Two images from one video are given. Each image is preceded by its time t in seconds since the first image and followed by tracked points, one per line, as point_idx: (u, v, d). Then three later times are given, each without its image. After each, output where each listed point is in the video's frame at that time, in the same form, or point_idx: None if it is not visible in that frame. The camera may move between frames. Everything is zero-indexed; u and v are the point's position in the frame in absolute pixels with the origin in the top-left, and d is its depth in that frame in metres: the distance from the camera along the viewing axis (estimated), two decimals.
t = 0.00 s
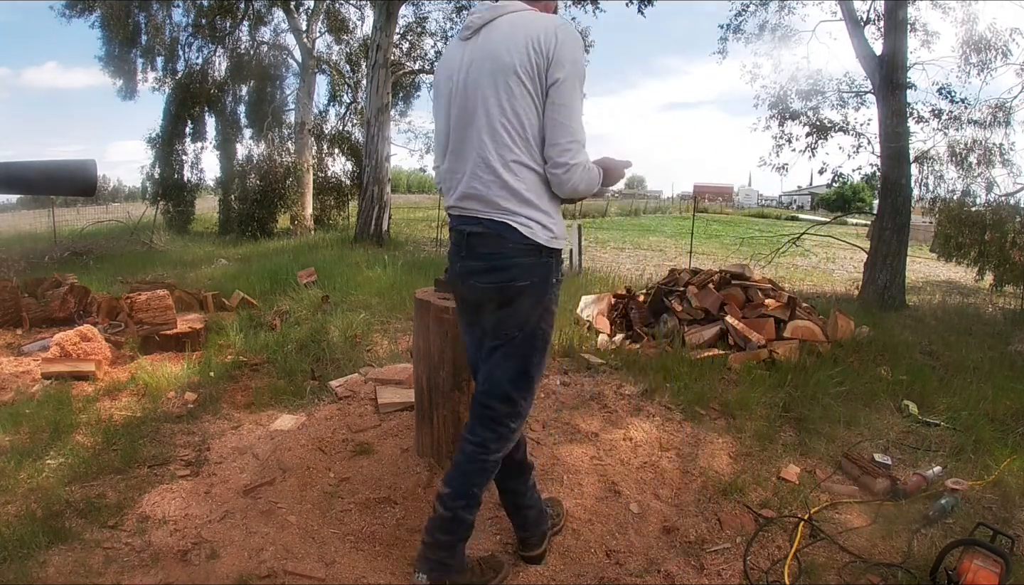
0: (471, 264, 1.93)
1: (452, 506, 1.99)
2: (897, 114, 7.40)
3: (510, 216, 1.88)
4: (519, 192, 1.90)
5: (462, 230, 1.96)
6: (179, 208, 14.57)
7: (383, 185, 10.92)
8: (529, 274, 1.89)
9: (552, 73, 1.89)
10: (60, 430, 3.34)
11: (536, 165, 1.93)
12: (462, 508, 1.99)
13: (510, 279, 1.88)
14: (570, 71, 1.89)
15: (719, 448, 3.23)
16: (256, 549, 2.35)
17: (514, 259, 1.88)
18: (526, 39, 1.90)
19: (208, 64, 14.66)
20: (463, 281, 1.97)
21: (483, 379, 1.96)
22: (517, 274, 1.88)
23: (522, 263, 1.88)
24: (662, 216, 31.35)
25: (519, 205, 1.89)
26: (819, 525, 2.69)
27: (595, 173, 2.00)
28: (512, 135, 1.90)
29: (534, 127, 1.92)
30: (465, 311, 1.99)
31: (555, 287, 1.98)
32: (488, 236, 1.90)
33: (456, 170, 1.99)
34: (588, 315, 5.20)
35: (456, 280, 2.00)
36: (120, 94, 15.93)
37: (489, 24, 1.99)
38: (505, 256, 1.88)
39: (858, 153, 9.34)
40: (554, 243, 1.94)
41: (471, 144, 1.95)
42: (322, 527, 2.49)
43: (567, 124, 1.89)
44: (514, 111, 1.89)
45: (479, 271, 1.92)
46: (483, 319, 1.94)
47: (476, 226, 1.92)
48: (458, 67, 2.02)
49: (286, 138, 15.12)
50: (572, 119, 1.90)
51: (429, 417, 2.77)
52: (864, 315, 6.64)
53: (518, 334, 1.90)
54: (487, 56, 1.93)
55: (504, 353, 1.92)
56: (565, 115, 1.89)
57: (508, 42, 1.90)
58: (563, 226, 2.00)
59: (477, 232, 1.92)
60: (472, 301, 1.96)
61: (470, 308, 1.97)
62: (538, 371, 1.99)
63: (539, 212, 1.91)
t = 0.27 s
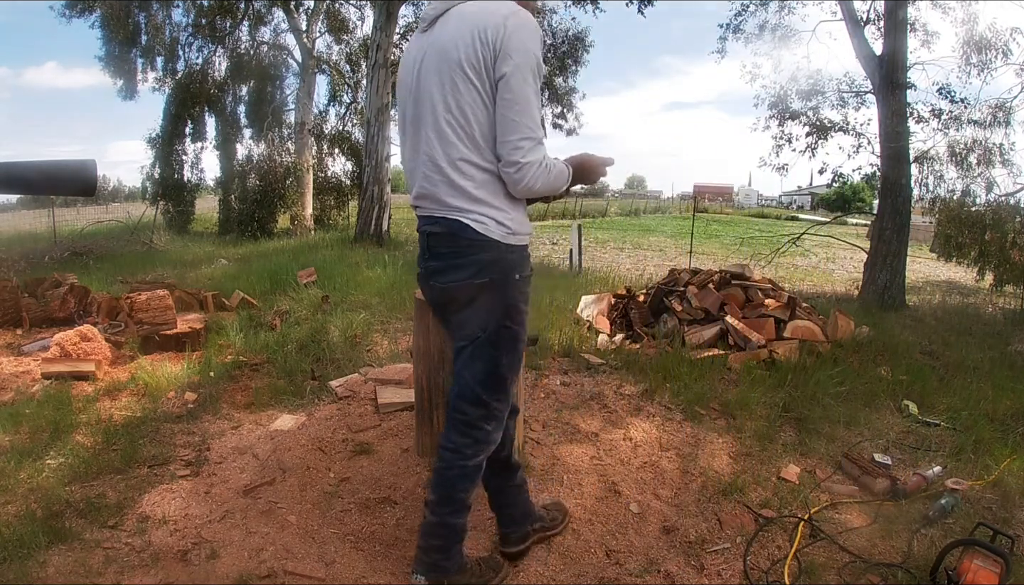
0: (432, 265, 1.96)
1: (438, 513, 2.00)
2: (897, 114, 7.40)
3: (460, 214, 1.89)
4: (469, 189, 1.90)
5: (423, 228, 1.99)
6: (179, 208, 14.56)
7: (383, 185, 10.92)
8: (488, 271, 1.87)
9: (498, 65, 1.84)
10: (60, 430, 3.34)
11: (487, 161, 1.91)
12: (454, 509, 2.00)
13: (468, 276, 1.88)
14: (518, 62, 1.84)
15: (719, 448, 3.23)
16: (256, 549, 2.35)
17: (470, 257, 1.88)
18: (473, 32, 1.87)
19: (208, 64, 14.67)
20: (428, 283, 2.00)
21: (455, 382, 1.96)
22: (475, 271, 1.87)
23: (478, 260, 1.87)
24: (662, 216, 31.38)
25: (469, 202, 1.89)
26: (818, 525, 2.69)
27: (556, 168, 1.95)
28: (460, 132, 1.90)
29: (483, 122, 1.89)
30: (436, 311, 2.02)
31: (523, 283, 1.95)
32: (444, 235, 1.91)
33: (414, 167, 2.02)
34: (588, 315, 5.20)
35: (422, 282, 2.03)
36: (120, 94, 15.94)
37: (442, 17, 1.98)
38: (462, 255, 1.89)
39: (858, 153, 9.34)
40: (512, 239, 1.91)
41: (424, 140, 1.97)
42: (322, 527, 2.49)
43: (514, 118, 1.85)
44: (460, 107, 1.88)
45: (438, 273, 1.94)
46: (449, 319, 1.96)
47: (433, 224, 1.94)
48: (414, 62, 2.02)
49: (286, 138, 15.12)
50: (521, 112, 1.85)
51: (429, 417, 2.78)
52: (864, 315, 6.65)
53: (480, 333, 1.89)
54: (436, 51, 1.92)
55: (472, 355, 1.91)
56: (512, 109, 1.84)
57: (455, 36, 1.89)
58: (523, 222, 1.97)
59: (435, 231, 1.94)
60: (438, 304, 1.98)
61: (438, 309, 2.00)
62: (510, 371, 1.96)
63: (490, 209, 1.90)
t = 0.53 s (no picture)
0: (417, 264, 1.98)
1: (434, 514, 2.00)
2: (897, 114, 7.40)
3: (436, 212, 1.90)
4: (445, 185, 1.90)
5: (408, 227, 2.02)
6: (179, 208, 14.55)
7: (383, 185, 10.93)
8: (467, 267, 1.87)
9: (468, 61, 1.84)
10: (60, 430, 3.34)
11: (464, 158, 1.91)
12: (451, 509, 2.00)
13: (449, 274, 1.89)
14: (486, 55, 1.82)
15: (719, 448, 3.23)
16: (255, 549, 2.36)
17: (449, 255, 1.89)
18: (444, 28, 1.87)
19: (208, 64, 14.67)
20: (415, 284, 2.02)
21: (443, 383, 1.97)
22: (454, 268, 1.88)
23: (457, 257, 1.88)
24: (662, 215, 31.40)
25: (445, 199, 1.90)
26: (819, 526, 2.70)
27: (535, 164, 1.92)
28: (434, 129, 1.91)
29: (457, 118, 1.90)
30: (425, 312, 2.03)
31: (506, 280, 1.94)
32: (425, 233, 1.93)
33: (397, 166, 2.05)
34: (588, 315, 5.20)
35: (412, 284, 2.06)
36: (120, 94, 15.94)
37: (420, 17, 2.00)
38: (442, 253, 1.90)
39: (858, 153, 9.34)
40: (490, 236, 1.90)
41: (404, 139, 1.99)
42: (321, 527, 2.49)
43: (485, 112, 1.83)
44: (433, 104, 1.89)
45: (423, 272, 1.96)
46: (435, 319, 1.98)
47: (415, 222, 1.96)
48: (394, 62, 2.05)
49: (286, 138, 15.12)
50: (491, 107, 1.83)
51: (429, 418, 2.79)
52: (864, 315, 6.65)
53: (462, 331, 1.90)
54: (411, 50, 1.94)
55: (456, 354, 1.92)
56: (481, 104, 1.82)
57: (427, 33, 1.90)
58: (504, 218, 1.96)
59: (417, 229, 1.96)
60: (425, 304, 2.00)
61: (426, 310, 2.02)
62: (497, 370, 1.95)
63: (467, 205, 1.89)
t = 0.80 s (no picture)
0: (422, 263, 1.99)
1: (440, 507, 1.98)
2: (897, 115, 7.40)
3: (441, 210, 1.90)
4: (448, 184, 1.91)
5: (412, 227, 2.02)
6: (179, 208, 14.55)
7: (383, 185, 10.93)
8: (474, 265, 1.88)
9: (472, 64, 1.84)
10: (60, 430, 3.34)
11: (468, 159, 1.91)
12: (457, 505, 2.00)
13: (456, 272, 1.90)
14: (490, 57, 1.82)
15: (719, 448, 3.23)
16: (256, 549, 2.35)
17: (455, 253, 1.90)
18: (448, 31, 1.88)
19: (208, 64, 14.67)
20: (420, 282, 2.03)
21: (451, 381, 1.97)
22: (461, 266, 1.89)
23: (463, 255, 1.88)
24: (662, 215, 31.42)
25: (450, 198, 1.90)
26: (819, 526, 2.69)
27: (534, 166, 1.92)
28: (439, 129, 1.91)
29: (461, 119, 1.90)
30: (430, 310, 2.04)
31: (510, 277, 1.95)
32: (430, 231, 1.93)
33: (400, 166, 2.04)
34: (588, 315, 5.20)
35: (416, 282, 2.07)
36: (120, 94, 15.94)
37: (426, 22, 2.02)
38: (447, 251, 1.91)
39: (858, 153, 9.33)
40: (495, 233, 1.91)
41: (408, 140, 1.99)
42: (322, 527, 2.49)
43: (487, 112, 1.83)
44: (439, 106, 1.89)
45: (428, 270, 1.96)
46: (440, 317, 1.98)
47: (420, 221, 1.96)
48: (401, 66, 2.06)
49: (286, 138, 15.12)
50: (494, 107, 1.83)
51: (428, 417, 2.79)
52: (865, 315, 6.65)
53: (470, 327, 1.90)
54: (417, 53, 1.95)
55: (463, 351, 1.92)
56: (484, 104, 1.82)
57: (434, 36, 1.91)
58: (506, 219, 1.96)
59: (422, 228, 1.96)
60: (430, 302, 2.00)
61: (431, 308, 2.02)
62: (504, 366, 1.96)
63: (470, 205, 1.90)
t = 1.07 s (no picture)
0: (425, 264, 1.98)
1: (475, 475, 2.01)
2: (897, 115, 7.41)
3: (446, 209, 1.91)
4: (452, 183, 1.91)
5: (413, 226, 2.02)
6: (179, 208, 14.55)
7: (383, 185, 10.93)
8: (478, 266, 1.88)
9: (485, 71, 1.87)
10: (60, 430, 3.34)
11: (474, 161, 1.93)
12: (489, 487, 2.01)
13: (460, 273, 1.90)
14: (501, 67, 1.86)
15: (719, 448, 3.23)
16: (256, 549, 2.36)
17: (458, 253, 1.90)
18: (462, 40, 1.92)
19: (208, 64, 14.67)
20: (422, 282, 2.02)
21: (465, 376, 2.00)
22: (465, 267, 1.89)
23: (467, 255, 1.89)
24: (662, 215, 31.43)
25: (454, 197, 1.91)
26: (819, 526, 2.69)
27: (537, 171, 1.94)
28: (448, 131, 1.92)
29: (470, 123, 1.92)
30: (434, 310, 2.04)
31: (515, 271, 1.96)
32: (433, 232, 1.93)
33: (404, 166, 2.05)
34: (588, 315, 5.20)
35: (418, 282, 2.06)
36: (120, 94, 15.94)
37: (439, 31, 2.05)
38: (451, 251, 1.91)
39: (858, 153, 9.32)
40: (495, 232, 1.91)
41: (413, 141, 2.00)
42: (321, 527, 2.49)
43: (496, 117, 1.86)
44: (449, 108, 1.91)
45: (430, 271, 1.96)
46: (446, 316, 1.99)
47: (422, 219, 1.97)
48: (411, 71, 2.09)
49: (286, 138, 15.11)
50: (505, 114, 1.86)
51: (428, 417, 2.80)
52: (864, 315, 6.64)
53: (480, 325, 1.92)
54: (428, 58, 1.98)
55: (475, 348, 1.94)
56: (495, 109, 1.85)
57: (448, 43, 1.94)
58: (508, 221, 1.98)
59: (424, 227, 1.96)
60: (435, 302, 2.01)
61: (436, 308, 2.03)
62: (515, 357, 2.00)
63: (476, 206, 1.91)
